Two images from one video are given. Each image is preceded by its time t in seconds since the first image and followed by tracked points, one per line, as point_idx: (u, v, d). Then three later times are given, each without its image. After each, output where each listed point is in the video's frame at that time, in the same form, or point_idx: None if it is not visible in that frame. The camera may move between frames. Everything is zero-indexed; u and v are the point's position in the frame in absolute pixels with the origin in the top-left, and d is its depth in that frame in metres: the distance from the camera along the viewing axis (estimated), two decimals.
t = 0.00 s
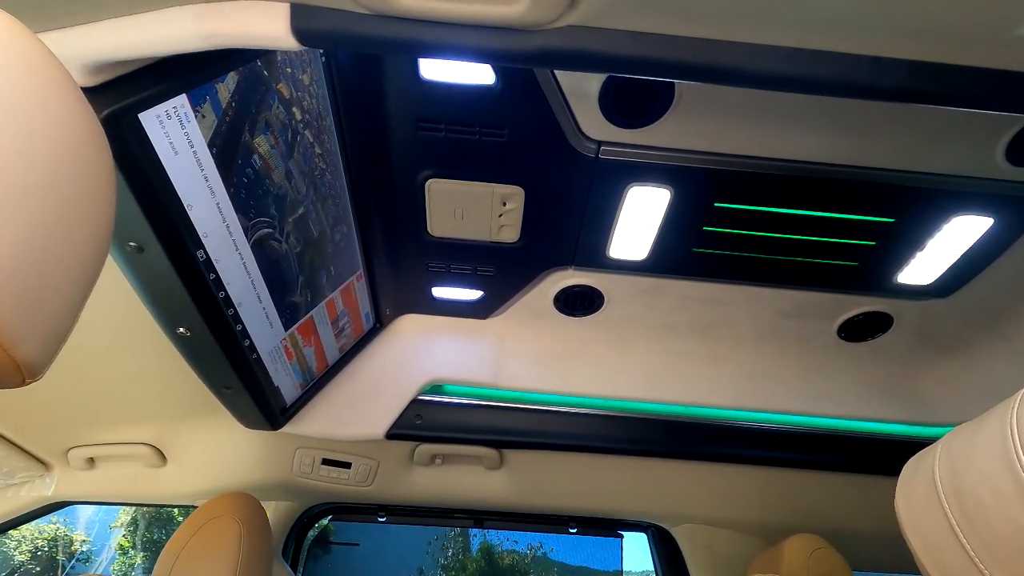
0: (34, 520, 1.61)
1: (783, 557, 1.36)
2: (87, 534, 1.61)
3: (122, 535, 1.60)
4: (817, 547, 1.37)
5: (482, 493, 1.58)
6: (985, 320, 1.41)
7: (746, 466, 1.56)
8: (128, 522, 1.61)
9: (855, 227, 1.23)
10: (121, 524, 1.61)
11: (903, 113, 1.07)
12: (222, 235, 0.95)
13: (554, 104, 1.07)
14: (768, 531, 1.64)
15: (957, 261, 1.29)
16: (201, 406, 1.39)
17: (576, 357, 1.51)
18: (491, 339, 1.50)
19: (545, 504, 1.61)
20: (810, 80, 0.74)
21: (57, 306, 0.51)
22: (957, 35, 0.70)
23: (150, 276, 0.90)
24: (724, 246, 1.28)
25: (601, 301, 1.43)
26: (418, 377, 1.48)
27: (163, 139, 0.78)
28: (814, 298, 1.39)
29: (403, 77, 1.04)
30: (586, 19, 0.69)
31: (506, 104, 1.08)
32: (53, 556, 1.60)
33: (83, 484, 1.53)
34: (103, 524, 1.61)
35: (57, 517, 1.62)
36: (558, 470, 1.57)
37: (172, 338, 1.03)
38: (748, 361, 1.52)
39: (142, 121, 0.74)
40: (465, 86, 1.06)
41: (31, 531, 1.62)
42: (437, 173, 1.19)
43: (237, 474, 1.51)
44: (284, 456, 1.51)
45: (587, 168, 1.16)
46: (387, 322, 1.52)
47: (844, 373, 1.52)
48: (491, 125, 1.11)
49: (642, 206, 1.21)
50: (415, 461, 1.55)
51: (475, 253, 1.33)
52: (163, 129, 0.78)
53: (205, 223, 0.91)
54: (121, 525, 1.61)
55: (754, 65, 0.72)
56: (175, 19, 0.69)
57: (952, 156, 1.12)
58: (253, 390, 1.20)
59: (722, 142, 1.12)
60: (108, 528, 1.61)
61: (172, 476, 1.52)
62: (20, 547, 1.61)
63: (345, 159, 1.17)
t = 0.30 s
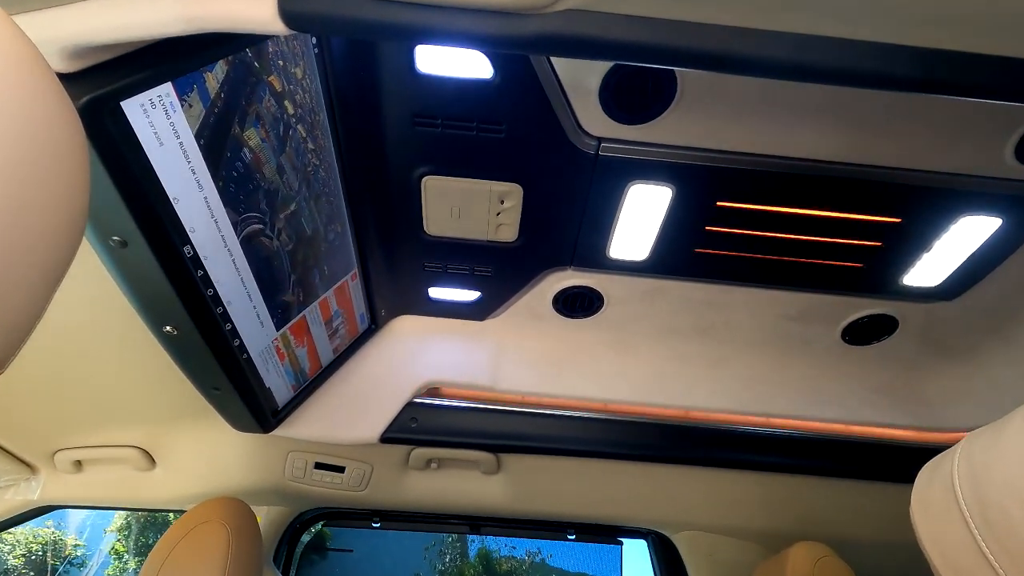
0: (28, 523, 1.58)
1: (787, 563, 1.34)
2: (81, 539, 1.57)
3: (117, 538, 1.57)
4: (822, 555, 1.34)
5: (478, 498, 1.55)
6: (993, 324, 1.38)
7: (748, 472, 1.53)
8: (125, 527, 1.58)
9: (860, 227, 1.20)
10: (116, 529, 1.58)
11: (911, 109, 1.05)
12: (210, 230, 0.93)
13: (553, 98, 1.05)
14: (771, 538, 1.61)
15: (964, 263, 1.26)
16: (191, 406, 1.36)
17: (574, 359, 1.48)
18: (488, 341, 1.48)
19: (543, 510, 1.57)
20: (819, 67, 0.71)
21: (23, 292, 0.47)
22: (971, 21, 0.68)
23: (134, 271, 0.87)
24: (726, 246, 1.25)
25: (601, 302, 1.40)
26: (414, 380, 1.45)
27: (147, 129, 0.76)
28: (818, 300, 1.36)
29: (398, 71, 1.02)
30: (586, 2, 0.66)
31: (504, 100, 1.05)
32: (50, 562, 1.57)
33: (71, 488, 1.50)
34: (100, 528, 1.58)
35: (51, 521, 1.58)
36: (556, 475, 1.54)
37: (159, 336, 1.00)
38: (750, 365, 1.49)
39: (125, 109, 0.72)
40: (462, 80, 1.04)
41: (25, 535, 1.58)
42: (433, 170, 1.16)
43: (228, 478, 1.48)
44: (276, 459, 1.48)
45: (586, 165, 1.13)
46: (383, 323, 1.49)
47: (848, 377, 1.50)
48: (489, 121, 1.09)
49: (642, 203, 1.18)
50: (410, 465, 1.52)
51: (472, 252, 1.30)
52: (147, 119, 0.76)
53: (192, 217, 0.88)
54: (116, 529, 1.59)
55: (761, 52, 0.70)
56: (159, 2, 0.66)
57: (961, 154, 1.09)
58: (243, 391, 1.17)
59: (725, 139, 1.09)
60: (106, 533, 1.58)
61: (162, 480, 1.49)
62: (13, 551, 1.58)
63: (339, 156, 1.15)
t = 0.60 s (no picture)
0: (20, 529, 1.55)
1: (795, 566, 1.31)
2: (76, 547, 1.54)
3: (112, 546, 1.54)
4: (832, 561, 1.30)
5: (476, 503, 1.51)
6: (1006, 326, 1.35)
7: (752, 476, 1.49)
8: (120, 533, 1.54)
9: (867, 223, 1.17)
10: (111, 535, 1.54)
11: (923, 101, 1.01)
12: (197, 220, 0.89)
13: (553, 86, 1.01)
14: (776, 545, 1.57)
15: (976, 261, 1.23)
16: (180, 405, 1.32)
17: (574, 360, 1.45)
18: (486, 341, 1.44)
19: (542, 514, 1.53)
20: (832, 44, 0.67)
21: None
22: None
23: (116, 260, 0.83)
24: (731, 243, 1.22)
25: (602, 301, 1.37)
26: (409, 383, 1.42)
27: (129, 110, 0.73)
28: (825, 300, 1.32)
29: (394, 60, 1.01)
30: None
31: (503, 89, 1.03)
32: (43, 566, 1.57)
33: (56, 490, 1.46)
34: (92, 534, 1.54)
35: (44, 527, 1.55)
36: (556, 479, 1.50)
37: (144, 331, 0.96)
38: (754, 367, 1.46)
39: (105, 88, 0.69)
40: (459, 68, 1.01)
41: (19, 541, 1.56)
42: (430, 162, 1.14)
43: (218, 480, 1.45)
44: (268, 461, 1.44)
45: (587, 158, 1.10)
46: (379, 322, 1.45)
47: (855, 380, 1.46)
48: (487, 111, 1.06)
49: (645, 198, 1.15)
50: (405, 468, 1.48)
51: (470, 248, 1.27)
52: (129, 99, 0.72)
53: (178, 205, 0.85)
54: (110, 536, 1.55)
55: (771, 29, 0.66)
56: None
57: (975, 147, 1.05)
58: (232, 390, 1.13)
59: (730, 132, 1.05)
60: (100, 539, 1.54)
61: (150, 482, 1.45)
62: (7, 557, 1.56)
63: (333, 147, 1.13)
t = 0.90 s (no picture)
0: (17, 533, 1.52)
1: None
2: (71, 553, 1.51)
3: (106, 552, 1.49)
4: None
5: (475, 512, 1.47)
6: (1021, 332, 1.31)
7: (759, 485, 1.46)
8: (116, 539, 1.49)
9: (880, 225, 1.13)
10: (106, 542, 1.50)
11: (942, 99, 0.96)
12: (187, 217, 0.86)
13: (558, 81, 0.98)
14: (784, 557, 1.53)
15: (991, 265, 1.19)
16: (171, 410, 1.29)
17: (577, 366, 1.41)
18: (487, 345, 1.41)
19: (544, 525, 1.49)
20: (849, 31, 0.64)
21: None
22: None
23: (103, 258, 0.80)
24: (740, 245, 1.18)
25: (605, 305, 1.33)
26: (409, 387, 1.38)
27: (115, 99, 0.69)
28: (836, 305, 1.28)
29: (394, 53, 0.98)
30: None
31: (505, 85, 1.00)
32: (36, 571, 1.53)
33: (45, 498, 1.43)
34: (87, 539, 1.51)
35: (40, 532, 1.51)
36: (558, 488, 1.46)
37: (132, 332, 0.93)
38: (761, 373, 1.42)
39: (89, 76, 0.65)
40: (461, 63, 0.98)
41: (15, 546, 1.53)
42: (431, 160, 1.11)
43: (211, 488, 1.41)
44: (262, 468, 1.41)
45: (592, 156, 1.07)
46: (377, 325, 1.41)
47: (865, 387, 1.42)
48: (489, 108, 1.03)
49: (652, 198, 1.12)
50: (404, 476, 1.45)
51: (471, 250, 1.24)
52: (115, 88, 0.69)
53: (167, 201, 0.81)
54: (105, 542, 1.50)
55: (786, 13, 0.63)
56: None
57: (994, 146, 1.02)
58: (225, 395, 1.10)
59: (740, 129, 1.02)
60: (95, 544, 1.50)
61: (141, 490, 1.41)
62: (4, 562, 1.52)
63: (331, 145, 1.09)
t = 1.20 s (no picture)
0: (14, 540, 1.48)
1: None
2: (70, 558, 1.47)
3: (105, 559, 1.46)
4: None
5: (476, 524, 1.44)
6: None
7: (766, 498, 1.42)
8: (114, 546, 1.46)
9: (893, 232, 1.10)
10: (105, 547, 1.47)
11: (958, 101, 0.93)
12: (180, 219, 0.83)
13: (564, 83, 0.96)
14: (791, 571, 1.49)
15: (1006, 273, 1.15)
16: (164, 418, 1.26)
17: (580, 374, 1.38)
18: (489, 353, 1.38)
19: (546, 537, 1.46)
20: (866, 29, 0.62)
21: None
22: None
23: (91, 263, 0.77)
24: (749, 251, 1.15)
25: (610, 312, 1.30)
26: (409, 396, 1.35)
27: (103, 96, 0.67)
28: (846, 313, 1.25)
29: (395, 53, 0.96)
30: None
31: (509, 86, 0.97)
32: None
33: (36, 507, 1.40)
34: (83, 547, 1.47)
35: (36, 539, 1.48)
36: (560, 500, 1.43)
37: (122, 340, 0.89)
38: (768, 382, 1.39)
39: (76, 71, 0.62)
40: (465, 64, 0.95)
41: (12, 553, 1.49)
42: (432, 164, 1.08)
43: (205, 498, 1.38)
44: (258, 478, 1.37)
45: (598, 160, 1.04)
46: (376, 332, 1.38)
47: (875, 398, 1.39)
48: (493, 109, 1.00)
49: (659, 203, 1.09)
50: (403, 487, 1.41)
51: (474, 255, 1.21)
52: (104, 85, 0.66)
53: (159, 203, 0.78)
54: (104, 548, 1.47)
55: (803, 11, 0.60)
56: None
57: (1011, 151, 0.99)
58: (218, 403, 1.06)
59: (750, 133, 0.99)
60: (92, 551, 1.47)
61: (133, 500, 1.38)
62: None
63: (330, 148, 1.07)
